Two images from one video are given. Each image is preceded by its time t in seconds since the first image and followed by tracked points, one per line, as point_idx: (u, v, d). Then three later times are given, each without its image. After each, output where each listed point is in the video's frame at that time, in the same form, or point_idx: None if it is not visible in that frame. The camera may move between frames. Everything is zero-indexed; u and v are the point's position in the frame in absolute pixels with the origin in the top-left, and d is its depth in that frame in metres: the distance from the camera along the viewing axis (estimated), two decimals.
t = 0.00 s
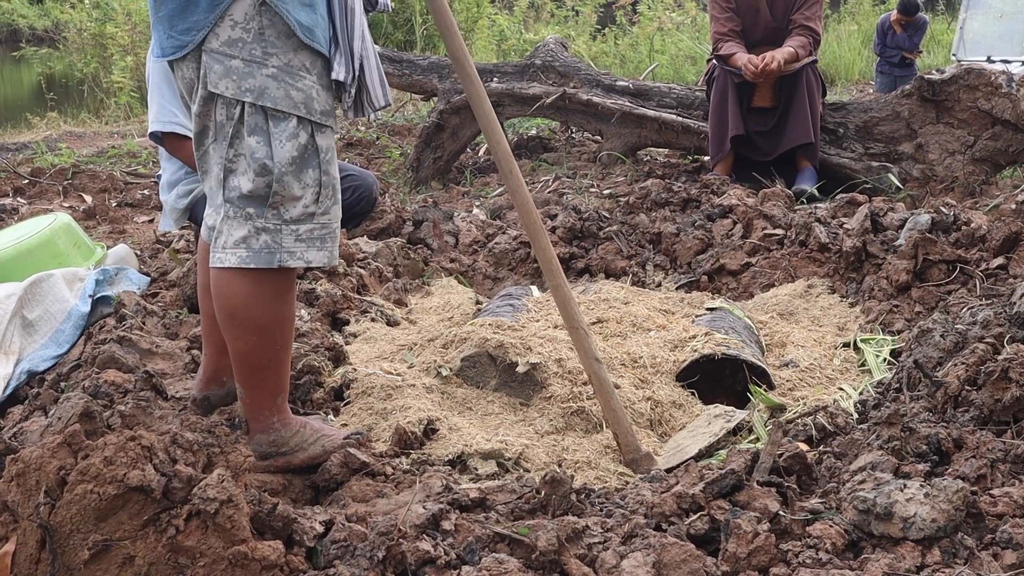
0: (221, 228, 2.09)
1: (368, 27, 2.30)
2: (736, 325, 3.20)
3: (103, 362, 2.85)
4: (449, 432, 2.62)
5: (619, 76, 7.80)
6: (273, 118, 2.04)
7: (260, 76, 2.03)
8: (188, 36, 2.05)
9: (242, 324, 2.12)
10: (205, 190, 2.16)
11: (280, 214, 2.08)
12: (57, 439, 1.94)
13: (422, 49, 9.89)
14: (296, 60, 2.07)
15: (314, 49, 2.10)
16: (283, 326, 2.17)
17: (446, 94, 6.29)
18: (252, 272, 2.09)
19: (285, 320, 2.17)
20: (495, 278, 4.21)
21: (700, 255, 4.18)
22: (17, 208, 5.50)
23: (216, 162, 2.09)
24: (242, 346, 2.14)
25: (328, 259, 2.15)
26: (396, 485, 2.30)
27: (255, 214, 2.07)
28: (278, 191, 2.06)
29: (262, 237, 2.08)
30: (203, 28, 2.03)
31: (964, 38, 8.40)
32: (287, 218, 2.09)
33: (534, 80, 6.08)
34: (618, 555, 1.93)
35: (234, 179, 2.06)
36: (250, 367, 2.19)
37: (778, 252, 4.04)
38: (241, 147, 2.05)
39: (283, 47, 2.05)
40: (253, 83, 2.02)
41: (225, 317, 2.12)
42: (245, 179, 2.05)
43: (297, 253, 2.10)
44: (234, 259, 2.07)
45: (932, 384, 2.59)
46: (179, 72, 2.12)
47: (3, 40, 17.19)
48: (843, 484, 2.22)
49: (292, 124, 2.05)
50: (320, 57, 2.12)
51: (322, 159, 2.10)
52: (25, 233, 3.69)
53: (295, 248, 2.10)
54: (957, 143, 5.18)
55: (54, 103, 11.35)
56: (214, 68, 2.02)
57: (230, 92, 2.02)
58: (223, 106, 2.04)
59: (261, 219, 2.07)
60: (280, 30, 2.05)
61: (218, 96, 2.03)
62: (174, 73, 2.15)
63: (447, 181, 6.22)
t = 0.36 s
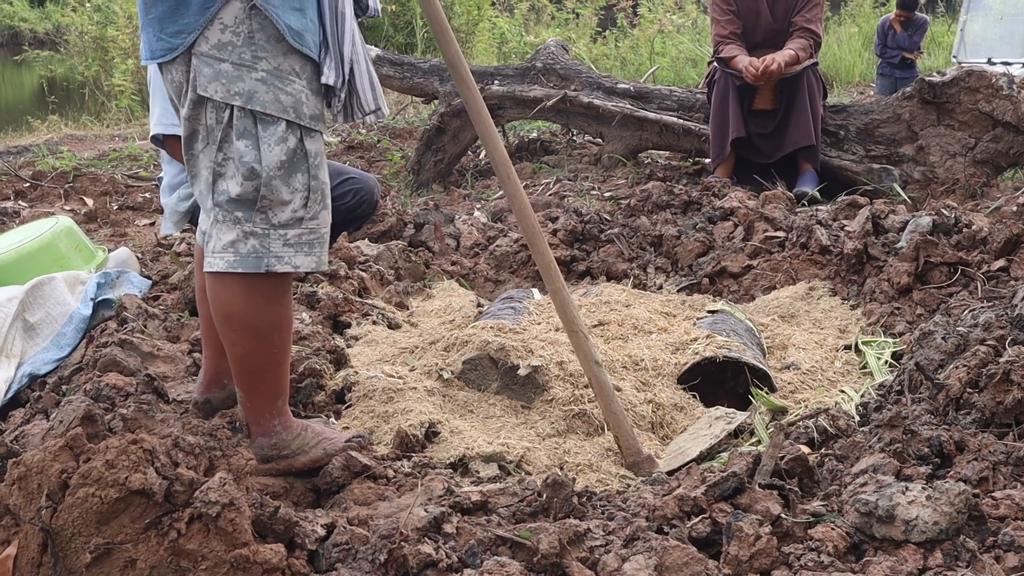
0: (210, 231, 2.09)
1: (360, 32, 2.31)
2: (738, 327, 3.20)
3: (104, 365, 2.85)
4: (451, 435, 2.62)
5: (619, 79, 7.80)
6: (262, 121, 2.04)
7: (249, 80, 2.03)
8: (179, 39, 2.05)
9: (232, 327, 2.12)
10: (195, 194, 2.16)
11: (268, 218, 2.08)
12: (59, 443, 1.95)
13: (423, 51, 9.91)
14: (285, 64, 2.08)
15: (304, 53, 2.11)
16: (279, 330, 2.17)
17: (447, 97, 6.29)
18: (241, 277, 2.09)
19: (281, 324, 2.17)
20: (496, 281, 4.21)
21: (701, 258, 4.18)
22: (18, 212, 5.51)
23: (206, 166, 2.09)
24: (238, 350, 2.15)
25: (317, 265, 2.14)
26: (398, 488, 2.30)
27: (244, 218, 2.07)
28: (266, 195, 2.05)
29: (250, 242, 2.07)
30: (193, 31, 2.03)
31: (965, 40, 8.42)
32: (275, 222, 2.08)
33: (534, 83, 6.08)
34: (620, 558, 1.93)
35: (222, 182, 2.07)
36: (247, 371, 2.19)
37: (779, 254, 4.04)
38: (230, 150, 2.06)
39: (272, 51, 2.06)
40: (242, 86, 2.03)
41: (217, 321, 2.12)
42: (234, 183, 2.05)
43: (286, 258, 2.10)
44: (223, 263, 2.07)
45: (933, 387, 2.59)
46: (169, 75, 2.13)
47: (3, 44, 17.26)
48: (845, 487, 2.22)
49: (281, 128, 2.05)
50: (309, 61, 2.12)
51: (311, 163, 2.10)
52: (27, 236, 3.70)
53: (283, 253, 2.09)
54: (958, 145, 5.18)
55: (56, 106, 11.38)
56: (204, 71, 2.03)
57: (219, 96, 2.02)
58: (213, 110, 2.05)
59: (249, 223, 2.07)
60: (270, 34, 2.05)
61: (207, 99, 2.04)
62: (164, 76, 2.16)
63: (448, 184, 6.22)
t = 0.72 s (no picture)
0: (209, 235, 2.10)
1: (356, 36, 2.30)
2: (739, 331, 3.20)
3: (106, 369, 2.85)
4: (452, 439, 2.62)
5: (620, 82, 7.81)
6: (258, 125, 2.04)
7: (245, 83, 2.03)
8: (175, 43, 2.06)
9: (232, 331, 2.12)
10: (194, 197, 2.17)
11: (266, 221, 2.08)
12: (61, 447, 1.95)
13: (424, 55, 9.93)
14: (281, 67, 2.08)
15: (300, 57, 2.11)
16: (280, 333, 2.17)
17: (448, 100, 6.30)
18: (240, 280, 2.09)
19: (282, 327, 2.17)
20: (497, 284, 4.21)
21: (702, 261, 4.19)
22: (19, 216, 5.51)
23: (204, 169, 2.10)
24: (239, 353, 2.15)
25: (315, 268, 2.14)
26: (399, 493, 2.30)
27: (241, 221, 2.07)
28: (263, 198, 2.06)
29: (248, 245, 2.08)
30: (189, 35, 2.04)
31: (965, 43, 8.45)
32: (273, 226, 2.09)
33: (535, 87, 6.09)
34: (621, 561, 1.93)
35: (220, 186, 2.07)
36: (248, 374, 2.19)
37: (780, 258, 4.04)
38: (227, 154, 2.06)
39: (268, 54, 2.06)
40: (238, 90, 2.03)
41: (218, 324, 2.13)
42: (231, 187, 2.06)
43: (283, 261, 2.10)
44: (222, 267, 2.08)
45: (935, 390, 2.58)
46: (166, 78, 2.13)
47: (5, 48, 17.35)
48: (847, 490, 2.21)
49: (277, 131, 2.06)
50: (306, 65, 2.13)
51: (308, 167, 2.10)
52: (28, 240, 3.70)
53: (281, 256, 2.10)
54: (959, 148, 5.18)
55: (57, 110, 11.40)
56: (200, 75, 2.03)
57: (216, 100, 2.02)
58: (210, 114, 2.05)
59: (247, 226, 2.08)
60: (264, 37, 2.05)
61: (204, 103, 2.04)
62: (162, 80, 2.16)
63: (449, 187, 6.23)
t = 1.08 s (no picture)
0: (215, 239, 2.10)
1: (360, 38, 2.30)
2: (740, 333, 3.20)
3: (107, 372, 2.85)
4: (453, 441, 2.62)
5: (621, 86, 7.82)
6: (262, 128, 2.05)
7: (248, 87, 2.04)
8: (178, 47, 2.07)
9: (237, 333, 2.12)
10: (200, 201, 2.18)
11: (271, 224, 2.08)
12: (63, 450, 1.95)
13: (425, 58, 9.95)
14: (283, 70, 2.08)
15: (303, 60, 2.11)
16: (282, 335, 2.17)
17: (449, 104, 6.31)
18: (245, 282, 2.09)
19: (284, 329, 2.17)
20: (498, 287, 4.21)
21: (703, 264, 4.19)
22: (21, 219, 5.52)
23: (209, 173, 2.10)
24: (242, 355, 2.15)
25: (321, 269, 2.15)
26: (400, 495, 2.30)
27: (246, 224, 2.08)
28: (268, 201, 2.06)
29: (254, 248, 2.08)
30: (191, 39, 2.05)
31: (966, 46, 8.52)
32: (278, 228, 2.09)
33: (536, 90, 6.11)
34: (622, 564, 1.93)
35: (225, 190, 2.08)
36: (252, 376, 2.19)
37: (781, 261, 4.05)
38: (232, 157, 2.07)
39: (270, 57, 2.06)
40: (241, 93, 2.03)
41: (222, 327, 2.13)
42: (236, 190, 2.06)
43: (289, 263, 2.10)
44: (227, 270, 2.08)
45: (936, 392, 2.58)
46: (171, 83, 2.14)
47: (7, 51, 17.51)
48: (848, 493, 2.21)
49: (281, 134, 2.06)
50: (308, 68, 2.13)
51: (312, 169, 2.10)
52: (30, 244, 3.70)
53: (286, 258, 2.10)
54: (960, 151, 5.18)
55: (58, 113, 11.44)
56: (203, 79, 2.04)
57: (219, 103, 2.03)
58: (214, 118, 2.06)
59: (252, 229, 2.08)
60: (267, 40, 2.06)
61: (208, 107, 2.05)
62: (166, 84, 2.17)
63: (450, 190, 6.23)
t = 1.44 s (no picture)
0: (219, 242, 2.10)
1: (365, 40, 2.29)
2: (740, 336, 3.20)
3: (108, 375, 2.86)
4: (454, 444, 2.63)
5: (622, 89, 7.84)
6: (269, 131, 2.05)
7: (256, 90, 2.04)
8: (185, 51, 2.07)
9: (240, 336, 2.13)
10: (202, 204, 2.18)
11: (277, 227, 2.09)
12: (63, 453, 1.95)
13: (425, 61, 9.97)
14: (291, 73, 2.09)
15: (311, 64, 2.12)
16: (284, 339, 2.17)
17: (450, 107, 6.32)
18: (250, 285, 2.10)
19: (285, 333, 2.17)
20: (499, 290, 4.22)
21: (704, 267, 4.19)
22: (22, 222, 5.53)
23: (214, 176, 2.10)
24: (244, 358, 2.15)
25: (326, 272, 2.16)
26: (401, 498, 2.30)
27: (253, 227, 2.08)
28: (275, 204, 2.07)
29: (259, 250, 2.08)
30: (199, 43, 2.05)
31: (966, 48, 8.56)
32: (285, 231, 2.09)
33: (537, 93, 6.12)
34: (623, 567, 1.93)
35: (231, 193, 2.08)
36: (253, 380, 2.19)
37: (781, 264, 4.05)
38: (238, 160, 2.07)
39: (277, 61, 2.07)
40: (249, 97, 2.04)
41: (224, 330, 2.13)
42: (242, 193, 2.06)
43: (295, 266, 2.11)
44: (233, 273, 2.08)
45: (937, 396, 2.58)
46: (175, 86, 2.14)
47: (9, 54, 17.59)
48: (849, 496, 2.21)
49: (288, 138, 2.07)
50: (315, 71, 2.14)
51: (318, 172, 2.11)
52: (31, 247, 3.71)
53: (292, 261, 2.11)
54: (961, 154, 5.18)
55: (59, 116, 11.46)
56: (210, 83, 2.04)
57: (226, 107, 2.03)
58: (220, 121, 2.06)
59: (258, 232, 2.08)
60: (275, 44, 2.06)
61: (214, 110, 2.05)
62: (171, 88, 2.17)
63: (451, 194, 6.24)
